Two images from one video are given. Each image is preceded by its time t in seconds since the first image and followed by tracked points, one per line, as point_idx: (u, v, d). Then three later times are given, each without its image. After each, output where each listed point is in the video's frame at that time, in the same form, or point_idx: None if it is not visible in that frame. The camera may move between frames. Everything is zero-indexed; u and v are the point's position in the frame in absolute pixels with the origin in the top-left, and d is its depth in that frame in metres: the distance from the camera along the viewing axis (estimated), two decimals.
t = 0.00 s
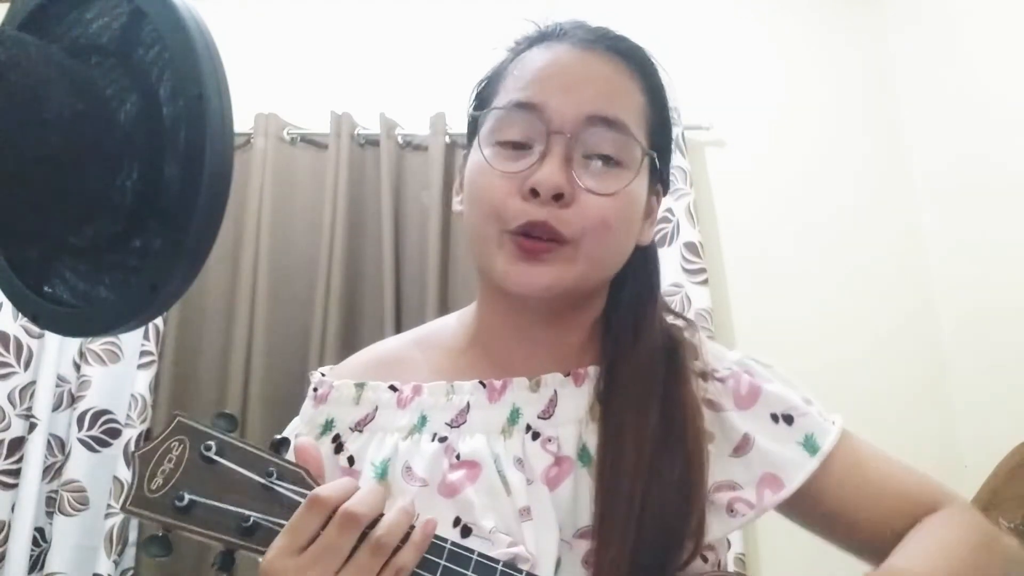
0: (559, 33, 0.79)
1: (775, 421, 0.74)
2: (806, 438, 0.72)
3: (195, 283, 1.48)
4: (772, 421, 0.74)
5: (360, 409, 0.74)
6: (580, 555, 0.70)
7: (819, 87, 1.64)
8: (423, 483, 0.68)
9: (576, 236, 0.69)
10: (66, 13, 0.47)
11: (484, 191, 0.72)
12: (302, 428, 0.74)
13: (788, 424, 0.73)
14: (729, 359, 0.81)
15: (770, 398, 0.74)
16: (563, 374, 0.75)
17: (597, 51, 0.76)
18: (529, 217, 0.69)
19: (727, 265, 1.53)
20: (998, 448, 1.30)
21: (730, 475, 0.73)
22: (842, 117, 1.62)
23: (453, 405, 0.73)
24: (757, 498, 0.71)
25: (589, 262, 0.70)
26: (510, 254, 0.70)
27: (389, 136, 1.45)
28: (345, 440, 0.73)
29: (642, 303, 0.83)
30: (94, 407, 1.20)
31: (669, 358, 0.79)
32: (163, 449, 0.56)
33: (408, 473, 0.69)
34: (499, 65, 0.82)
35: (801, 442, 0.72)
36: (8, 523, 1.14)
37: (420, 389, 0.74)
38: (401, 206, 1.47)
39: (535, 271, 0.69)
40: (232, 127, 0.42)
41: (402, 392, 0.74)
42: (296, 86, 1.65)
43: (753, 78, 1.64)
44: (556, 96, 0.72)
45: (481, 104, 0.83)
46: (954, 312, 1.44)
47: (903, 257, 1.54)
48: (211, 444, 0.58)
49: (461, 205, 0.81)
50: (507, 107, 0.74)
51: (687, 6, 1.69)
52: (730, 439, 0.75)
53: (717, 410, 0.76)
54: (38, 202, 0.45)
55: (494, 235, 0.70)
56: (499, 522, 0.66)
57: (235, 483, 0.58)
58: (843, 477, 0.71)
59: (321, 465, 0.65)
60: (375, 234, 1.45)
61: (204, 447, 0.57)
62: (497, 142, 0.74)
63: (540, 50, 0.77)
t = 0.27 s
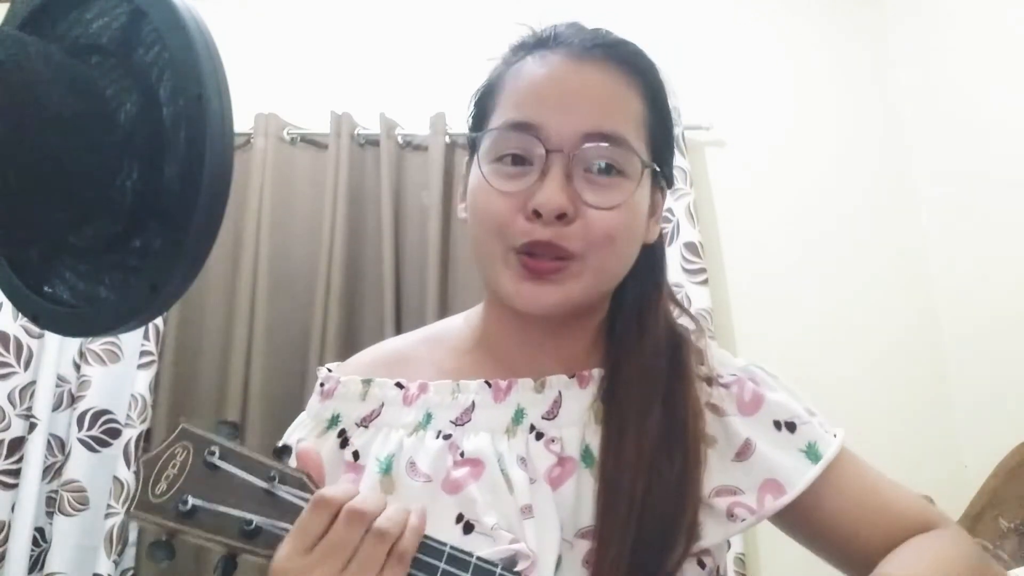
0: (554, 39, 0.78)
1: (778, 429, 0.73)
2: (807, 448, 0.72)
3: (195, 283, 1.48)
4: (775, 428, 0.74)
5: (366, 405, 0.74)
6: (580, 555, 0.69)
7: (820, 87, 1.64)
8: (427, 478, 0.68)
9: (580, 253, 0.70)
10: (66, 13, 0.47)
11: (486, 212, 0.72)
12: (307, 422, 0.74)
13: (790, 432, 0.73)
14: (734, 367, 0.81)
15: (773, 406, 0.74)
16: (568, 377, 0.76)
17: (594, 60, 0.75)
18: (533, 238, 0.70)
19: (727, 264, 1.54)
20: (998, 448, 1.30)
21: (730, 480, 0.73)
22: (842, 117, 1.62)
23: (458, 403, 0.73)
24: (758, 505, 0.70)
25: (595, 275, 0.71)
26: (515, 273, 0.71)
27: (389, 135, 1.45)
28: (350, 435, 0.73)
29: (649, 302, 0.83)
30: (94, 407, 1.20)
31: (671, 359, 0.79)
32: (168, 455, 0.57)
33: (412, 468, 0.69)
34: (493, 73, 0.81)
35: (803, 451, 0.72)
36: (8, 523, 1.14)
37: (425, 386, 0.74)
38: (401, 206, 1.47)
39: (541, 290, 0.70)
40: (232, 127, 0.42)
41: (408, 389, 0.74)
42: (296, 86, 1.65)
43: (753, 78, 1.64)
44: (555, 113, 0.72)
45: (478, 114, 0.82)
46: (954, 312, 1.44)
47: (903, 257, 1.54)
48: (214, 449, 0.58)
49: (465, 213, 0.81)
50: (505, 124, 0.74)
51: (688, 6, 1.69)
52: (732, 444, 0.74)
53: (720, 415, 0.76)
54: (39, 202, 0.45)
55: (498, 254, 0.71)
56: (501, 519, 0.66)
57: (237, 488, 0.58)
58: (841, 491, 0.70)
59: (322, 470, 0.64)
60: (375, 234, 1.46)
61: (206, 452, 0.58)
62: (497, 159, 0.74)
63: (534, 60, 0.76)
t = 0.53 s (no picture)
0: (550, 43, 0.77)
1: (772, 434, 0.74)
2: (801, 453, 0.72)
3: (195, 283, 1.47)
4: (769, 434, 0.74)
5: (363, 404, 0.74)
6: (575, 557, 0.70)
7: (820, 87, 1.64)
8: (423, 479, 0.68)
9: (584, 260, 0.71)
10: (66, 12, 0.47)
11: (485, 220, 0.72)
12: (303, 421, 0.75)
13: (784, 438, 0.73)
14: (730, 372, 0.81)
15: (769, 412, 0.74)
16: (565, 379, 0.76)
17: (592, 64, 0.74)
18: (535, 247, 0.71)
19: (726, 264, 1.54)
20: (998, 449, 1.30)
21: (724, 484, 0.73)
22: (842, 117, 1.62)
23: (454, 405, 0.73)
24: (751, 509, 0.70)
25: (598, 280, 0.72)
26: (517, 280, 0.71)
27: (390, 136, 1.45)
28: (346, 435, 0.73)
29: (646, 302, 0.82)
30: (94, 407, 1.20)
31: (667, 360, 0.79)
32: (161, 471, 0.56)
33: (409, 469, 0.69)
34: (487, 77, 0.80)
35: (796, 457, 0.72)
36: (8, 523, 1.14)
37: (422, 387, 0.74)
38: (401, 207, 1.47)
39: (544, 297, 0.71)
40: (232, 128, 0.42)
41: (405, 390, 0.74)
42: (297, 86, 1.65)
43: (753, 79, 1.64)
44: (555, 119, 0.71)
45: (474, 119, 0.82)
46: (954, 312, 1.44)
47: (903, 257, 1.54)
48: (208, 464, 0.57)
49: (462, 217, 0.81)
50: (504, 131, 0.73)
51: (688, 6, 1.69)
52: (727, 448, 0.74)
53: (715, 419, 0.76)
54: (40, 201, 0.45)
55: (500, 261, 0.72)
56: (497, 520, 0.66)
57: (232, 501, 0.57)
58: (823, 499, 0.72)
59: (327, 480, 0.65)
60: (375, 235, 1.46)
61: (200, 467, 0.57)
62: (496, 167, 0.74)
63: (531, 64, 0.75)
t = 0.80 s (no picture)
0: (542, 42, 0.77)
1: (766, 427, 0.74)
2: (796, 445, 0.72)
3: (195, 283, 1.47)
4: (763, 426, 0.74)
5: (359, 408, 0.74)
6: (574, 553, 0.70)
7: (819, 87, 1.64)
8: (422, 480, 0.68)
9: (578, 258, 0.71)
10: (66, 12, 0.47)
11: (479, 218, 0.72)
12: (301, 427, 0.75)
13: (779, 430, 0.73)
14: (723, 367, 0.81)
15: (762, 404, 0.75)
16: (560, 378, 0.76)
17: (585, 64, 0.75)
18: (529, 243, 0.71)
19: (726, 264, 1.54)
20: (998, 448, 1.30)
21: (721, 477, 0.73)
22: (841, 117, 1.62)
23: (451, 405, 0.73)
24: (748, 503, 0.70)
25: (593, 280, 0.72)
26: (511, 279, 0.72)
27: (389, 135, 1.45)
28: (344, 438, 0.73)
29: (639, 297, 0.82)
30: (94, 407, 1.20)
31: (662, 356, 0.79)
32: (161, 461, 0.56)
33: (407, 469, 0.68)
34: (480, 78, 0.80)
35: (791, 448, 0.72)
36: (8, 523, 1.14)
37: (419, 389, 0.74)
38: (401, 206, 1.47)
39: (539, 296, 0.71)
40: (232, 128, 0.42)
41: (402, 392, 0.74)
42: (297, 86, 1.65)
43: (753, 79, 1.64)
44: (549, 118, 0.72)
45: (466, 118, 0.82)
46: (954, 312, 1.44)
47: (903, 256, 1.54)
48: (209, 454, 0.57)
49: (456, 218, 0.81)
50: (498, 129, 0.73)
51: (688, 6, 1.69)
52: (722, 443, 0.75)
53: (710, 414, 0.77)
54: (40, 202, 0.45)
55: (494, 260, 0.72)
56: (496, 520, 0.66)
57: (234, 491, 0.57)
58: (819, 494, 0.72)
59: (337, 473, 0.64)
60: (375, 234, 1.46)
61: (201, 457, 0.57)
62: (490, 167, 0.74)
63: (523, 64, 0.75)
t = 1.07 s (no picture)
0: (537, 44, 0.79)
1: (759, 416, 0.75)
2: (789, 432, 0.73)
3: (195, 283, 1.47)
4: (756, 415, 0.75)
5: (360, 402, 0.73)
6: (575, 544, 0.70)
7: (819, 87, 1.64)
8: (423, 472, 0.67)
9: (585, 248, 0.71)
10: (66, 12, 0.47)
11: (484, 214, 0.71)
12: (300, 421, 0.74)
13: (772, 418, 0.74)
14: (714, 360, 0.82)
15: (754, 394, 0.75)
16: (558, 371, 0.76)
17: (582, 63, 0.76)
18: (537, 235, 0.71)
19: (726, 264, 1.53)
20: (998, 448, 1.30)
21: (718, 467, 0.74)
22: (841, 117, 1.62)
23: (451, 399, 0.73)
24: (746, 491, 0.71)
25: (597, 273, 0.72)
26: (520, 270, 0.71)
27: (389, 135, 1.45)
28: (344, 431, 0.72)
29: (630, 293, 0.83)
30: (94, 407, 1.20)
31: (654, 351, 0.80)
32: (167, 448, 0.56)
33: (408, 461, 0.68)
34: (475, 82, 0.80)
35: (784, 436, 0.73)
36: (8, 523, 1.14)
37: (418, 383, 0.74)
38: (401, 206, 1.47)
39: (547, 287, 0.70)
40: (233, 127, 0.42)
41: (401, 386, 0.74)
42: (297, 86, 1.65)
43: (752, 78, 1.64)
44: (550, 113, 0.72)
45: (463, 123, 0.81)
46: (954, 312, 1.44)
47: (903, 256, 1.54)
48: (215, 442, 0.57)
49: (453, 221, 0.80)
50: (500, 127, 0.73)
51: (688, 6, 1.69)
52: (717, 433, 0.75)
53: (705, 405, 0.77)
54: (40, 202, 0.45)
55: (501, 253, 0.71)
56: (497, 510, 0.67)
57: (240, 479, 0.58)
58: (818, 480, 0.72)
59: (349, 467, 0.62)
60: (375, 234, 1.46)
61: (208, 445, 0.57)
62: (492, 163, 0.73)
63: (519, 64, 0.76)
